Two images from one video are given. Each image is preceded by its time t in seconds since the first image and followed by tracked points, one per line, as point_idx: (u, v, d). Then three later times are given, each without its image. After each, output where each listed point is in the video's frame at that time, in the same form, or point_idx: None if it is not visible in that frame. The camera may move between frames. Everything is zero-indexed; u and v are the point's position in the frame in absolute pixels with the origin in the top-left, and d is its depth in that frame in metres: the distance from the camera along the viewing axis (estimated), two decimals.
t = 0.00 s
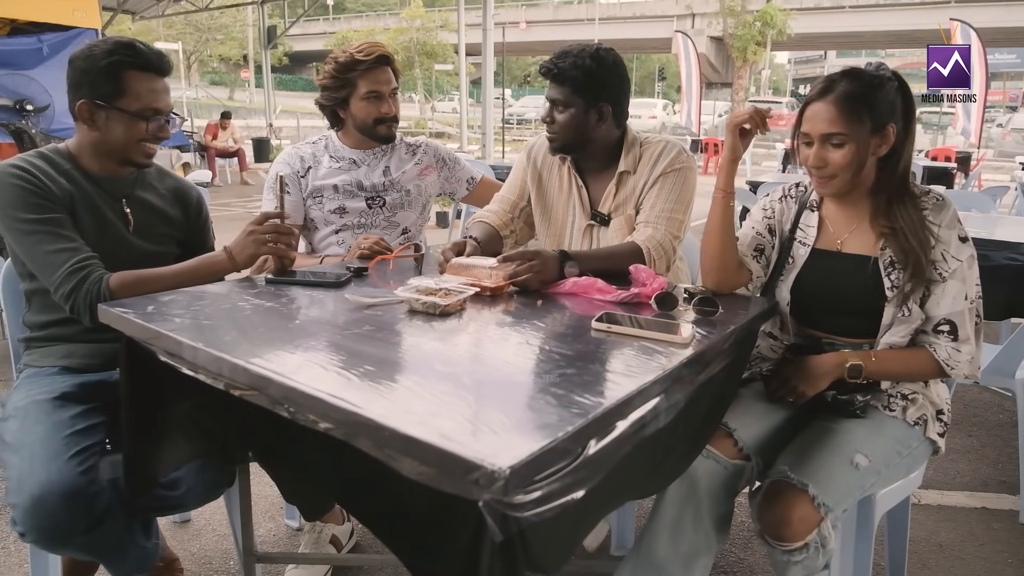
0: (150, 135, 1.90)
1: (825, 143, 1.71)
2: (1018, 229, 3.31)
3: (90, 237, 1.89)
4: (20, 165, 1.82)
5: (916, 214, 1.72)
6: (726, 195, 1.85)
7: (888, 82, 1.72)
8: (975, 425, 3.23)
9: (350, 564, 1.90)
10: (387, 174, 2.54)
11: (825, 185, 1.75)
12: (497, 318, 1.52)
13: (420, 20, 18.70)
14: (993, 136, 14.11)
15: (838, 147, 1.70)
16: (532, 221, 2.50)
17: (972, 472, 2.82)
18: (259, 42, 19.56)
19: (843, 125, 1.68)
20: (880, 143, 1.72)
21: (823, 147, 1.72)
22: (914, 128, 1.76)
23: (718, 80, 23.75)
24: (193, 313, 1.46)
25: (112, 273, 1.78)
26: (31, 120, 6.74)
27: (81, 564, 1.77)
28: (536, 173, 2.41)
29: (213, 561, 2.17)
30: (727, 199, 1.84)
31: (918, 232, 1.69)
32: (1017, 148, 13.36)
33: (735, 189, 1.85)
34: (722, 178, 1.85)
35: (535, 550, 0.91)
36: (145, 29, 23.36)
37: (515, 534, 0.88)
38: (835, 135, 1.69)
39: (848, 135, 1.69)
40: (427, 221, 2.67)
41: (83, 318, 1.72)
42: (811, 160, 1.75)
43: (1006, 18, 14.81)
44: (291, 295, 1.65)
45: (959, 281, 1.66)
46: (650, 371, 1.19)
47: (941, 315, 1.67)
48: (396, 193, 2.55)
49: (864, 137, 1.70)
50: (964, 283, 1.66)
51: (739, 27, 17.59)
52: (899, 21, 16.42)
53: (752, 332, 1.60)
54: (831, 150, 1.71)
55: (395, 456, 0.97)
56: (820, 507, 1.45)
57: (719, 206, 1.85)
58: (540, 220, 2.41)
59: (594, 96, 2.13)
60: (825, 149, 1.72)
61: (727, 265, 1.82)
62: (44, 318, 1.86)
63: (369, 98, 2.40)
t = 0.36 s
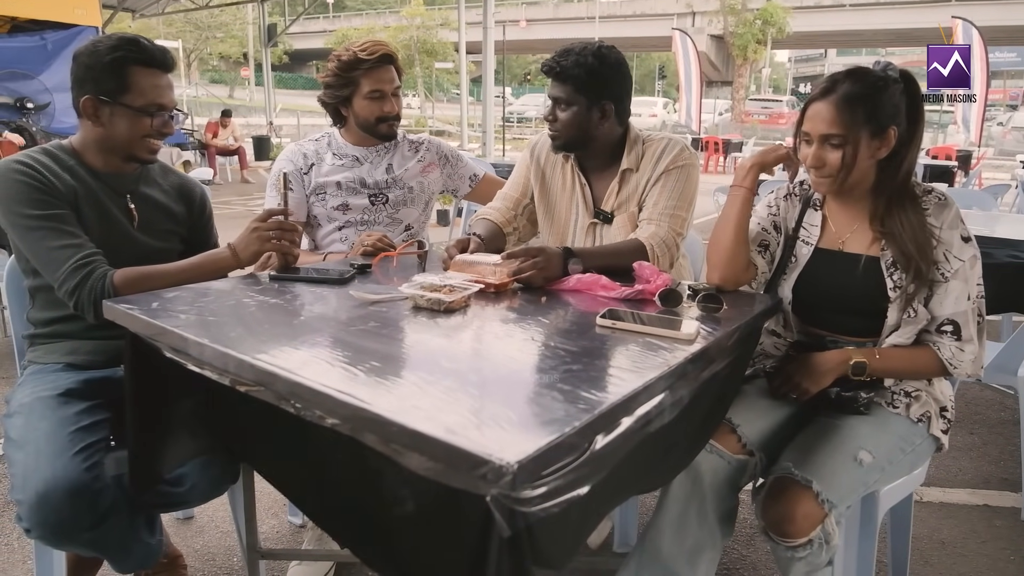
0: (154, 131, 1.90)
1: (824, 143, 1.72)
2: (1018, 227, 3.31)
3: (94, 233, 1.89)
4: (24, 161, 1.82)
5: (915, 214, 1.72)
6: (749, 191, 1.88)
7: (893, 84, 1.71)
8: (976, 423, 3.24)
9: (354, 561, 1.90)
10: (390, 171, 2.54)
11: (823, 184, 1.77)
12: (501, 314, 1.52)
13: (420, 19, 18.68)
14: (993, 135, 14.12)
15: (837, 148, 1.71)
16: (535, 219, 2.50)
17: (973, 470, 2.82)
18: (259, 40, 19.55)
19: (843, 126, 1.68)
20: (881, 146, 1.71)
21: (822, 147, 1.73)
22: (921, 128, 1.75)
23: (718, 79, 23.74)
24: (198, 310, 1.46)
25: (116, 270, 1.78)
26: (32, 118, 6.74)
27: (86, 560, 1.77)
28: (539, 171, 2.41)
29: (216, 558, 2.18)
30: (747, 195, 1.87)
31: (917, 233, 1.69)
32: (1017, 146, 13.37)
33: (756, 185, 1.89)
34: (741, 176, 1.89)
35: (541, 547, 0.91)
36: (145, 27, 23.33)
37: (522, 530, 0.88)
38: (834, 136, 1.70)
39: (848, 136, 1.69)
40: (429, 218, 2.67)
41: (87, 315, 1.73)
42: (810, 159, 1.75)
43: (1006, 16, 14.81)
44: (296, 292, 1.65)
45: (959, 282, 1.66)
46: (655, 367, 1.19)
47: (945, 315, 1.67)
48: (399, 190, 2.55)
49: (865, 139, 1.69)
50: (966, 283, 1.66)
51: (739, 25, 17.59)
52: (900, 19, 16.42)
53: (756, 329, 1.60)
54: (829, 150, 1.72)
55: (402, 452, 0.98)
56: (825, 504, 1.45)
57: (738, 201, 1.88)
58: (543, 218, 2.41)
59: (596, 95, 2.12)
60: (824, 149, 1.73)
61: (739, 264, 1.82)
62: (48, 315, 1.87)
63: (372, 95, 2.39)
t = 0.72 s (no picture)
0: (155, 130, 1.90)
1: (825, 140, 1.72)
2: (1018, 226, 3.31)
3: (95, 233, 1.89)
4: (25, 160, 1.82)
5: (915, 212, 1.72)
6: (751, 191, 1.88)
7: (897, 83, 1.71)
8: (977, 421, 3.24)
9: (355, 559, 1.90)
10: (391, 170, 2.54)
11: (823, 181, 1.77)
12: (502, 313, 1.52)
13: (420, 17, 18.67)
14: (993, 133, 14.11)
15: (838, 145, 1.71)
16: (536, 217, 2.51)
17: (973, 468, 2.82)
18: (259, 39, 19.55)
19: (844, 124, 1.68)
20: (882, 145, 1.72)
21: (823, 144, 1.72)
22: (924, 128, 1.75)
23: (718, 77, 23.73)
24: (199, 309, 1.46)
25: (117, 269, 1.78)
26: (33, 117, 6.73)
27: (88, 558, 1.78)
28: (540, 170, 2.41)
29: (217, 556, 2.18)
30: (750, 195, 1.87)
31: (917, 232, 1.69)
32: (1017, 144, 13.37)
33: (759, 184, 1.89)
34: (745, 176, 1.89)
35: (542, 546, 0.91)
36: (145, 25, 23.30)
37: (523, 527, 0.89)
38: (834, 132, 1.70)
39: (848, 133, 1.69)
40: (430, 217, 2.67)
41: (88, 314, 1.73)
42: (810, 156, 1.75)
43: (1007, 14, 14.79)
44: (297, 291, 1.66)
45: (959, 282, 1.67)
46: (656, 366, 1.20)
47: (945, 315, 1.67)
48: (400, 189, 2.55)
49: (866, 137, 1.69)
50: (966, 283, 1.67)
51: (739, 23, 17.58)
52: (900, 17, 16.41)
53: (756, 327, 1.60)
54: (829, 148, 1.72)
55: (404, 450, 0.98)
56: (825, 502, 1.46)
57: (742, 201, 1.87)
58: (544, 217, 2.42)
59: (600, 95, 2.12)
60: (824, 146, 1.72)
61: (739, 260, 1.82)
62: (49, 314, 1.87)
63: (373, 94, 2.40)
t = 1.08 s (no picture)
0: (158, 121, 1.91)
1: (823, 139, 1.72)
2: (1018, 225, 3.31)
3: (96, 230, 1.89)
4: (26, 158, 1.82)
5: (913, 210, 1.72)
6: (751, 189, 1.88)
7: (895, 82, 1.71)
8: (977, 420, 3.24)
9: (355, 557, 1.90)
10: (391, 169, 2.54)
11: (821, 180, 1.77)
12: (502, 312, 1.52)
13: (420, 15, 18.65)
14: (994, 132, 14.09)
15: (837, 144, 1.71)
16: (536, 216, 2.51)
17: (973, 467, 2.82)
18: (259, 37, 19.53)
19: (842, 123, 1.68)
20: (880, 143, 1.72)
21: (821, 143, 1.72)
22: (923, 127, 1.75)
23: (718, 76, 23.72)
24: (200, 307, 1.46)
25: (118, 267, 1.78)
26: (32, 116, 6.73)
27: (89, 556, 1.78)
28: (540, 168, 2.41)
29: (217, 554, 2.18)
30: (749, 193, 1.87)
31: (917, 231, 1.69)
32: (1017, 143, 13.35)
33: (759, 183, 1.89)
34: (744, 175, 1.89)
35: (542, 544, 0.92)
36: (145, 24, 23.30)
37: (523, 525, 0.89)
38: (832, 131, 1.70)
39: (845, 132, 1.69)
40: (430, 216, 2.67)
41: (90, 312, 1.73)
42: (809, 155, 1.75)
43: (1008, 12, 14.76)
44: (297, 289, 1.66)
45: (959, 280, 1.67)
46: (655, 364, 1.20)
47: (945, 313, 1.68)
48: (400, 188, 2.55)
49: (864, 136, 1.70)
50: (966, 281, 1.67)
51: (739, 21, 17.56)
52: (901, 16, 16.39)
53: (756, 326, 1.60)
54: (827, 147, 1.72)
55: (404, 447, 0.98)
56: (825, 500, 1.46)
57: (742, 200, 1.88)
58: (544, 215, 2.42)
59: (602, 91, 2.12)
60: (822, 145, 1.72)
61: (739, 258, 1.83)
62: (50, 312, 1.87)
63: (373, 91, 2.40)
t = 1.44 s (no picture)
0: (153, 122, 1.90)
1: (820, 136, 1.71)
2: (1018, 223, 3.31)
3: (95, 229, 1.89)
4: (25, 157, 1.82)
5: (908, 204, 1.72)
6: (751, 188, 1.89)
7: (891, 79, 1.71)
8: (976, 418, 3.24)
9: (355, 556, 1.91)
10: (390, 168, 2.54)
11: (820, 176, 1.76)
12: (501, 310, 1.52)
13: (420, 14, 18.63)
14: (994, 131, 14.07)
15: (834, 140, 1.70)
16: (535, 214, 2.50)
17: (973, 465, 2.83)
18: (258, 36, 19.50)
19: (839, 120, 1.68)
20: (877, 139, 1.72)
21: (818, 140, 1.72)
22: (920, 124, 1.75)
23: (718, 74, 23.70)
24: (199, 306, 1.46)
25: (117, 266, 1.78)
26: (33, 115, 6.72)
27: (89, 555, 1.78)
28: (540, 166, 2.42)
29: (217, 553, 2.19)
30: (749, 191, 1.87)
31: (908, 223, 1.69)
32: (1017, 141, 13.33)
33: (758, 182, 1.89)
34: (743, 174, 1.89)
35: (541, 542, 0.92)
36: (145, 23, 23.29)
37: (523, 523, 0.90)
38: (829, 127, 1.69)
39: (842, 128, 1.69)
40: (430, 215, 2.68)
41: (89, 311, 1.73)
42: (806, 152, 1.75)
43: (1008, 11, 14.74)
44: (297, 288, 1.66)
45: (949, 264, 1.65)
46: (654, 362, 1.20)
47: (936, 296, 1.62)
48: (400, 186, 2.55)
49: (861, 132, 1.70)
50: (957, 267, 1.64)
51: (738, 20, 17.56)
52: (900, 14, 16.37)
53: (755, 324, 1.60)
54: (825, 143, 1.71)
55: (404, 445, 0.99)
56: (823, 498, 1.46)
57: (741, 197, 1.88)
58: (544, 213, 2.42)
59: (602, 86, 2.12)
60: (820, 141, 1.72)
61: (739, 257, 1.83)
62: (50, 311, 1.87)
63: (372, 90, 2.39)
